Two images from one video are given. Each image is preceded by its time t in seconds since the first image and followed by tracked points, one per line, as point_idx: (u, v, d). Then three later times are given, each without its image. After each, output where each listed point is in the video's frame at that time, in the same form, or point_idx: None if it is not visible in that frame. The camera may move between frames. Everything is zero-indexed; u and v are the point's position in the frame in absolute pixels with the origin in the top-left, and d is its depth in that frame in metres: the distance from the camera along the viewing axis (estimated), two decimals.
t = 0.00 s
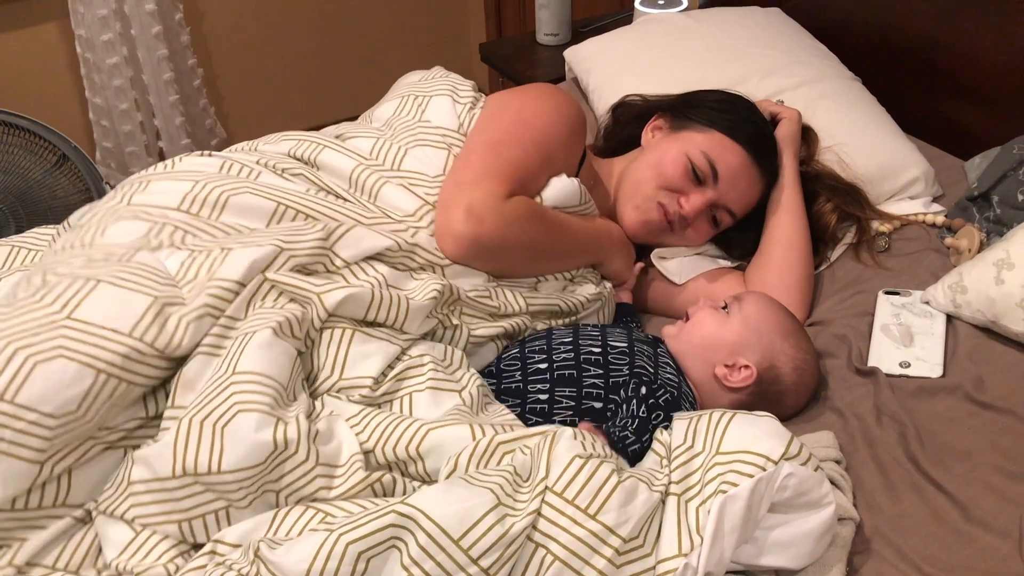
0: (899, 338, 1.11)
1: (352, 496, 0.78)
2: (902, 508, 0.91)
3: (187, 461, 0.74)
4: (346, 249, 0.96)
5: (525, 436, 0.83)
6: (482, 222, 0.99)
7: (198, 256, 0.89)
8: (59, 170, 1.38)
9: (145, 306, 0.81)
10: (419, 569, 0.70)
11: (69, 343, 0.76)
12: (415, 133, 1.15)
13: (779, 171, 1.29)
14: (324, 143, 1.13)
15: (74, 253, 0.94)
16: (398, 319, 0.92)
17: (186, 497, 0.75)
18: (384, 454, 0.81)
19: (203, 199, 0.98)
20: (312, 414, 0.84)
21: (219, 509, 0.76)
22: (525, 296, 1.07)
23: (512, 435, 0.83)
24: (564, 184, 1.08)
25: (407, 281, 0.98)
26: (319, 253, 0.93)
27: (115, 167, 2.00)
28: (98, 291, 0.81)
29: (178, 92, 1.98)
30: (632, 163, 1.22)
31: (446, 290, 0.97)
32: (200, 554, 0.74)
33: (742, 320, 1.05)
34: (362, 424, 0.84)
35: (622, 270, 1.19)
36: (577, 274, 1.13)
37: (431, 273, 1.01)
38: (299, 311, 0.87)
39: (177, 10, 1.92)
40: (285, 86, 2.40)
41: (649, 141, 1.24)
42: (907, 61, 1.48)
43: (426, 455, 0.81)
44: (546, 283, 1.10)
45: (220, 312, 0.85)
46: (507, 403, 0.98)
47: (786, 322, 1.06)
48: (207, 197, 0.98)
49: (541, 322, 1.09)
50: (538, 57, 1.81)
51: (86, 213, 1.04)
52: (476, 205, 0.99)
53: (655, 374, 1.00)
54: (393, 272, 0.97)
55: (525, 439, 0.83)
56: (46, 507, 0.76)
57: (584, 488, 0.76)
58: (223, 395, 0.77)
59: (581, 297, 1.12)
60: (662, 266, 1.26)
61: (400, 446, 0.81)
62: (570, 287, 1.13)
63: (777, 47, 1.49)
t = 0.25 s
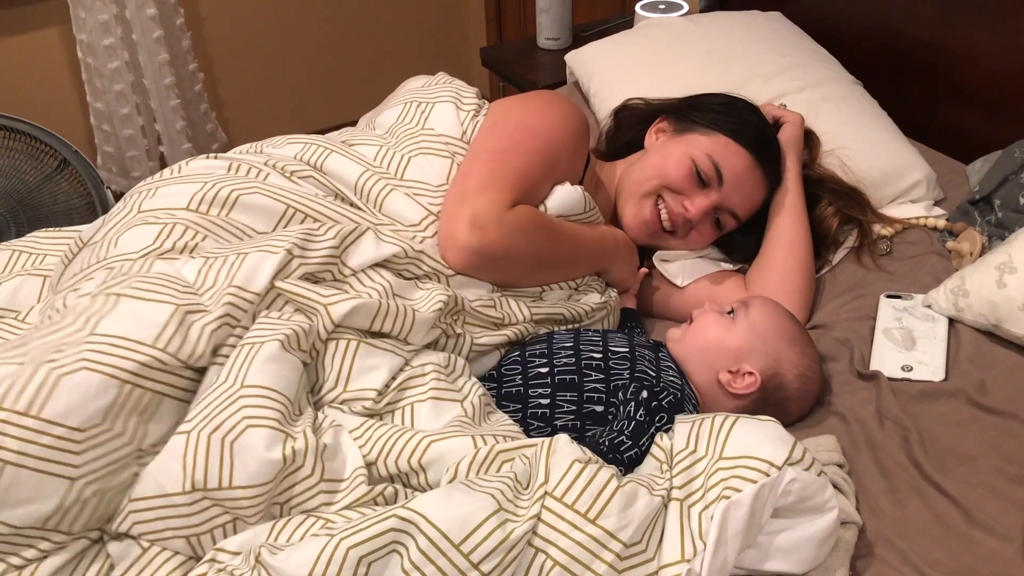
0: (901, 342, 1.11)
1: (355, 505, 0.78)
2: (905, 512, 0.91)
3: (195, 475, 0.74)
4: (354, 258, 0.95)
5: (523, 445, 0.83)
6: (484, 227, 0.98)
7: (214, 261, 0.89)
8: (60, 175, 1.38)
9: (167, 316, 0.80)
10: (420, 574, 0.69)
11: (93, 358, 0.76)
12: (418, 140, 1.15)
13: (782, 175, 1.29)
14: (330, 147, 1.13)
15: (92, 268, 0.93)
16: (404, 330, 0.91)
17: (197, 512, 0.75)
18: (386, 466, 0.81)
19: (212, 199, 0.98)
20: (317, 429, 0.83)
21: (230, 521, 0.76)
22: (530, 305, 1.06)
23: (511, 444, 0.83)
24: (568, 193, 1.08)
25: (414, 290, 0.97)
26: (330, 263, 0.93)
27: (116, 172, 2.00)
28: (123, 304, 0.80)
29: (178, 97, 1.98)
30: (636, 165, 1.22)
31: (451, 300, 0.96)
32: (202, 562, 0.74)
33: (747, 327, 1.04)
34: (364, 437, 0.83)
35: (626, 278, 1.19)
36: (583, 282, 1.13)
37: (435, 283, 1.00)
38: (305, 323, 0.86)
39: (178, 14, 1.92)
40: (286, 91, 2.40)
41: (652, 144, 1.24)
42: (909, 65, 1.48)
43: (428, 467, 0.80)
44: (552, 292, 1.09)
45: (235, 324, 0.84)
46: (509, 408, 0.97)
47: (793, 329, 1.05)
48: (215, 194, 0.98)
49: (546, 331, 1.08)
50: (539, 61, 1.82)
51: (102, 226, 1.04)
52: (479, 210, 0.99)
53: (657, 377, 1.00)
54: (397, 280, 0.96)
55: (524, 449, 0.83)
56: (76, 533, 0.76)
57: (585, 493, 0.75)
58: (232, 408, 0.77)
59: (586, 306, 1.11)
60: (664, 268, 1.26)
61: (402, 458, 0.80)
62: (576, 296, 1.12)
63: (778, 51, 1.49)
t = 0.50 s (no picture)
0: (903, 343, 1.11)
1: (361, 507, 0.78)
2: (909, 513, 0.91)
3: (200, 483, 0.73)
4: (359, 262, 0.95)
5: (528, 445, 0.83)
6: (485, 230, 0.98)
7: (226, 278, 0.88)
8: (61, 177, 1.37)
9: (187, 338, 0.81)
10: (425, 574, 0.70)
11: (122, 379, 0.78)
12: (423, 143, 1.15)
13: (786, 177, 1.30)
14: (335, 150, 1.13)
15: (97, 280, 0.91)
16: (409, 336, 0.91)
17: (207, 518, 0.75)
18: (391, 470, 0.81)
19: (218, 205, 0.97)
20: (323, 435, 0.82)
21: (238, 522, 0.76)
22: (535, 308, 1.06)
23: (516, 444, 0.82)
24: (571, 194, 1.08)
25: (421, 290, 0.97)
26: (337, 269, 0.93)
27: (117, 175, 2.00)
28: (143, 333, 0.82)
29: (179, 100, 1.98)
30: (639, 166, 1.22)
31: (457, 304, 0.96)
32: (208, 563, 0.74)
33: (753, 330, 1.04)
34: (368, 442, 0.83)
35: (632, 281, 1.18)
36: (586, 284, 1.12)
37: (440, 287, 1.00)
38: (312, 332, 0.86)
39: (179, 17, 1.92)
40: (286, 94, 2.40)
41: (656, 145, 1.24)
42: (910, 67, 1.48)
43: (432, 470, 0.80)
44: (555, 294, 1.09)
45: (248, 337, 0.85)
46: (514, 408, 0.97)
47: (798, 331, 1.05)
48: (221, 199, 0.97)
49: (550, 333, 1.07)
50: (539, 63, 1.82)
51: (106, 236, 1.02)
52: (480, 213, 1.00)
53: (661, 379, 1.00)
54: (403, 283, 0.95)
55: (529, 449, 0.83)
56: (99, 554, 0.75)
57: (589, 492, 0.75)
58: (240, 417, 0.76)
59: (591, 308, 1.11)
60: (667, 269, 1.26)
61: (407, 461, 0.80)
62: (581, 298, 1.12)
63: (780, 53, 1.49)
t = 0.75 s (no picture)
0: (903, 344, 1.11)
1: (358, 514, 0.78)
2: (909, 515, 0.91)
3: (192, 501, 0.73)
4: (357, 277, 0.94)
5: (526, 450, 0.83)
6: (486, 240, 0.98)
7: (221, 295, 0.88)
8: (59, 179, 1.37)
9: (183, 359, 0.81)
10: None
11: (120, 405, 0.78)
12: (423, 150, 1.15)
13: (784, 179, 1.29)
14: (335, 157, 1.13)
15: (92, 295, 0.91)
16: (407, 346, 0.90)
17: (197, 533, 0.75)
18: (389, 477, 0.80)
19: (214, 219, 0.97)
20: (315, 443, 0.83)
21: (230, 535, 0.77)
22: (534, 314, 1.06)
23: (514, 449, 0.83)
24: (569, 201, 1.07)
25: (420, 301, 0.97)
26: (333, 284, 0.92)
27: (117, 177, 2.00)
28: (137, 355, 0.82)
29: (178, 102, 1.98)
30: (637, 168, 1.22)
31: (457, 312, 0.96)
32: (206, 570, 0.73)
33: (754, 332, 1.04)
34: (364, 450, 0.83)
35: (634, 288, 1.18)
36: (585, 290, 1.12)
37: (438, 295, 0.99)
38: (307, 344, 0.86)
39: (178, 19, 1.92)
40: (285, 96, 2.40)
41: (655, 147, 1.24)
42: (910, 68, 1.48)
43: (430, 476, 0.80)
44: (555, 301, 1.09)
45: (244, 355, 0.84)
46: (514, 412, 0.97)
47: (798, 332, 1.05)
48: (218, 214, 0.97)
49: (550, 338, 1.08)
50: (538, 64, 1.82)
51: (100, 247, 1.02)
52: (480, 222, 0.99)
53: (659, 381, 1.00)
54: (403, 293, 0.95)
55: (528, 454, 0.83)
56: None
57: (588, 495, 0.75)
58: (231, 434, 0.76)
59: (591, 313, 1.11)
60: (665, 271, 1.25)
61: (405, 468, 0.80)
62: (581, 303, 1.12)
63: (779, 54, 1.49)
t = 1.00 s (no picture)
0: (903, 347, 1.11)
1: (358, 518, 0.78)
2: (910, 519, 0.90)
3: (193, 507, 0.73)
4: (357, 281, 0.94)
5: (526, 453, 0.83)
6: (484, 239, 0.98)
7: (222, 302, 0.88)
8: (59, 183, 1.37)
9: (184, 365, 0.81)
10: None
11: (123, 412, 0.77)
12: (424, 153, 1.15)
13: (785, 181, 1.29)
14: (336, 159, 1.13)
15: (94, 300, 0.91)
16: (407, 350, 0.91)
17: (196, 538, 0.74)
18: (389, 480, 0.80)
19: (216, 223, 0.97)
20: (314, 448, 0.83)
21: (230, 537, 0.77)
22: (535, 317, 1.06)
23: (515, 452, 0.82)
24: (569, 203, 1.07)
25: (420, 305, 0.97)
26: (334, 288, 0.92)
27: (116, 180, 2.00)
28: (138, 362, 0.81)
29: (178, 105, 1.98)
30: (638, 170, 1.22)
31: (457, 315, 0.96)
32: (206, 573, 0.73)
33: (753, 329, 1.04)
34: (364, 454, 0.82)
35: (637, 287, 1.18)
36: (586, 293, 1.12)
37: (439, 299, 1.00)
38: (307, 349, 0.86)
39: (177, 22, 1.92)
40: (284, 99, 2.40)
41: (656, 148, 1.24)
42: (910, 71, 1.48)
43: (430, 480, 0.80)
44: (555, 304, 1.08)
45: (246, 359, 0.84)
46: (515, 414, 0.97)
47: (794, 329, 1.05)
48: (219, 219, 0.97)
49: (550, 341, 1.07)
50: (538, 68, 1.82)
51: (102, 251, 1.02)
52: (479, 222, 0.99)
53: (659, 386, 0.99)
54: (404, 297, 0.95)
55: (528, 457, 0.83)
56: None
57: (589, 498, 0.75)
58: (231, 439, 0.76)
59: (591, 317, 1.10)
60: (665, 273, 1.25)
61: (405, 472, 0.80)
62: (582, 307, 1.11)
63: (779, 57, 1.49)
